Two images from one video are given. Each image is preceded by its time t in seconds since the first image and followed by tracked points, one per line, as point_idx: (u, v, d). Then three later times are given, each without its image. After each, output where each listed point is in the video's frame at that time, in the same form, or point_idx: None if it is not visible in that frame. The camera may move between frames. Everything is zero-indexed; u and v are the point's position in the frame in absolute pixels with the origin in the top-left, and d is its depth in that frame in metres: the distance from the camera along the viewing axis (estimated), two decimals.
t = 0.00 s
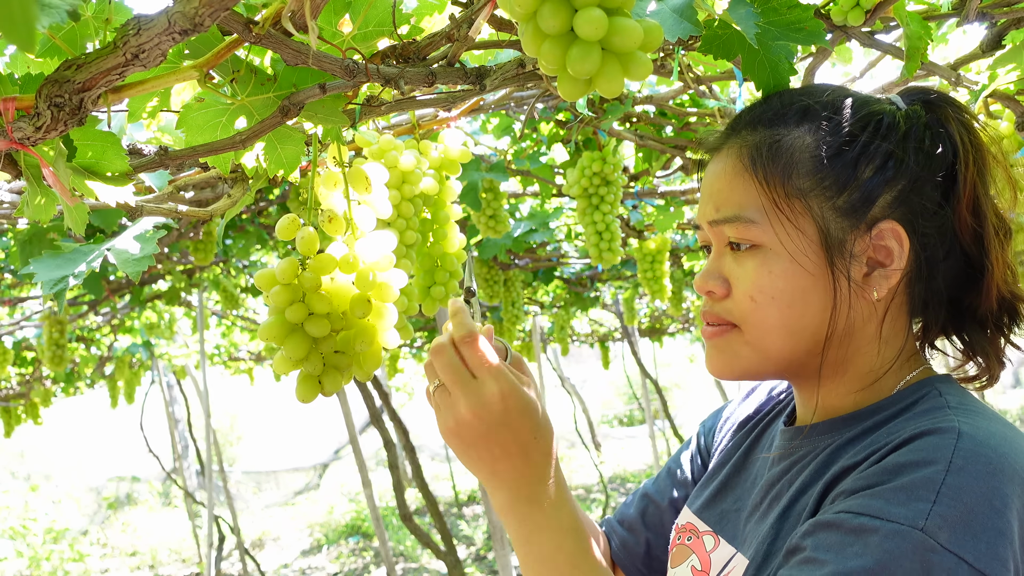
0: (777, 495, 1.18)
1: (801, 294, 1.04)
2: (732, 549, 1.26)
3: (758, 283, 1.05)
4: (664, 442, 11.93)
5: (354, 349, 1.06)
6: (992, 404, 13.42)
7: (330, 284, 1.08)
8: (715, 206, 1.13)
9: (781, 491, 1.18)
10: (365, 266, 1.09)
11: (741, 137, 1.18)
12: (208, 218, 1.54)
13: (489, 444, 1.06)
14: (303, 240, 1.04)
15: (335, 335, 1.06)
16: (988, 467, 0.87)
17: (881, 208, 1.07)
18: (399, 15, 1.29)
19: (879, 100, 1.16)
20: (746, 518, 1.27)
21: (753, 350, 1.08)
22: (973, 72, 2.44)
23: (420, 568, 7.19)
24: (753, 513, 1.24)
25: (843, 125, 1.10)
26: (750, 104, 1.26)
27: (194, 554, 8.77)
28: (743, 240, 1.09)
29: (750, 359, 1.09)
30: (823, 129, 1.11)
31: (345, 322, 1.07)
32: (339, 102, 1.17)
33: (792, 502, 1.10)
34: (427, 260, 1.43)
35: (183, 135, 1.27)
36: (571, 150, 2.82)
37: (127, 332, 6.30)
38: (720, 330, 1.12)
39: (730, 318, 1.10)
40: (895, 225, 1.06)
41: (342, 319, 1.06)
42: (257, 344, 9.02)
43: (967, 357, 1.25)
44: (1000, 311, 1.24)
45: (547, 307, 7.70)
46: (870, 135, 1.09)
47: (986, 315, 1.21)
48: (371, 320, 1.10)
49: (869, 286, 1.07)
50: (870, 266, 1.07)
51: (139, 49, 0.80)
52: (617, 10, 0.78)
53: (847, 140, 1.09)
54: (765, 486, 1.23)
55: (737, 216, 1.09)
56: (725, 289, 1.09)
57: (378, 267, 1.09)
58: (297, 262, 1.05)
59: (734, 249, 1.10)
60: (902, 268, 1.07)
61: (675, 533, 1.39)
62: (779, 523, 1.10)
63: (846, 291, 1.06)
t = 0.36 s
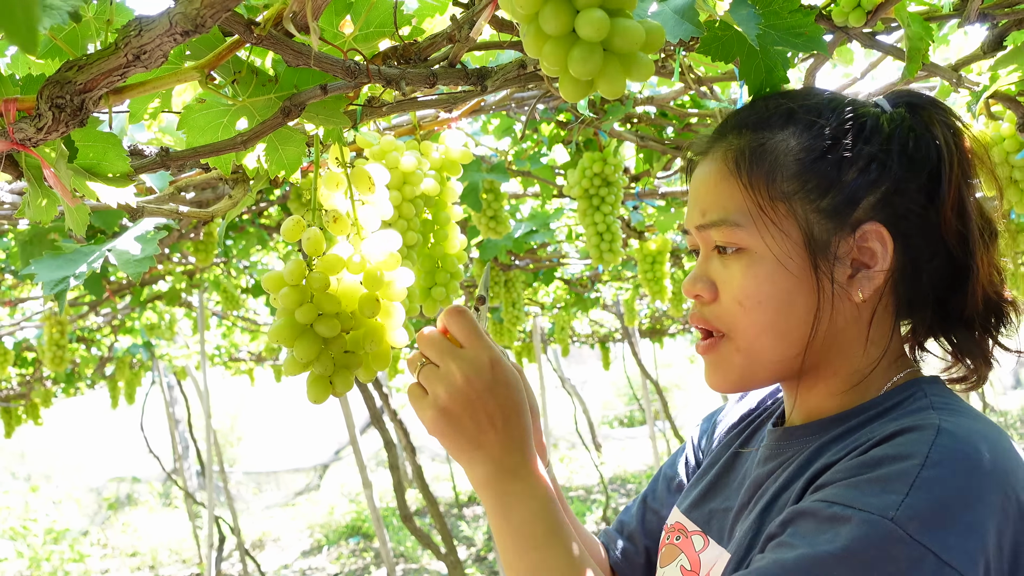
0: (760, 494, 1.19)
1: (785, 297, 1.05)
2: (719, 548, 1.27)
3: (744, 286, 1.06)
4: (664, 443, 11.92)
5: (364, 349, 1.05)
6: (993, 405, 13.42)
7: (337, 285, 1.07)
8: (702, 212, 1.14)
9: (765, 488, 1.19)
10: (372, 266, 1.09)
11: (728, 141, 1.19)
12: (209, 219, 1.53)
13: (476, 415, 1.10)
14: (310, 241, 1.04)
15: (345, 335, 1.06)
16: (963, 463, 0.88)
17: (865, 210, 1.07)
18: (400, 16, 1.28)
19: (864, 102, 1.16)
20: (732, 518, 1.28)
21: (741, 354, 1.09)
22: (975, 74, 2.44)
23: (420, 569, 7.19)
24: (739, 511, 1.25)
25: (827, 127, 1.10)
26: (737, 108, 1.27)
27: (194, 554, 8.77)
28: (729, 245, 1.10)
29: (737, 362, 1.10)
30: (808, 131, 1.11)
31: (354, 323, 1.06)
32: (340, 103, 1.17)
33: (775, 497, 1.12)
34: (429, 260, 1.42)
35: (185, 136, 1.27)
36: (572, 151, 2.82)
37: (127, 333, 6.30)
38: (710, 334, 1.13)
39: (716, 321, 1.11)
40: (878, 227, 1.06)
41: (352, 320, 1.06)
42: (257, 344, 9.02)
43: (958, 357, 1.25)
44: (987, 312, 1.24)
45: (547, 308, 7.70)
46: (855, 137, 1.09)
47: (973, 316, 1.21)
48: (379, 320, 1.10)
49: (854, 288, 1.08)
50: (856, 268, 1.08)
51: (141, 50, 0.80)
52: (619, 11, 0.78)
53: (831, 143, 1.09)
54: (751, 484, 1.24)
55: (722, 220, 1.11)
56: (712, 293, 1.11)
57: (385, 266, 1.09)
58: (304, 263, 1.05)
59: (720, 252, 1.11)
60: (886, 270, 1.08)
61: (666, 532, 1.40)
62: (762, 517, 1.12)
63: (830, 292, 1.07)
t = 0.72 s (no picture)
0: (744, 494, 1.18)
1: (759, 298, 1.05)
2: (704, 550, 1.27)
3: (718, 288, 1.06)
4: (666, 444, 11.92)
5: (359, 349, 1.06)
6: (996, 405, 13.41)
7: (334, 285, 1.07)
8: (676, 216, 1.14)
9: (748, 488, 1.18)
10: (370, 267, 1.08)
11: (701, 146, 1.19)
12: (210, 219, 1.53)
13: (454, 436, 1.14)
14: (308, 241, 1.03)
15: (340, 336, 1.06)
16: (940, 459, 0.86)
17: (836, 210, 1.07)
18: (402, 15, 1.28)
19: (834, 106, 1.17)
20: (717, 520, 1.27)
21: (718, 355, 1.09)
22: (976, 73, 2.44)
23: (422, 570, 7.20)
24: (724, 514, 1.24)
25: (797, 130, 1.11)
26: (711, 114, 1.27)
27: (196, 556, 8.78)
28: (703, 248, 1.10)
29: (715, 364, 1.09)
30: (776, 133, 1.12)
31: (350, 323, 1.06)
32: (342, 103, 1.16)
33: (757, 499, 1.10)
34: (430, 260, 1.42)
35: (186, 135, 1.27)
36: (573, 151, 2.82)
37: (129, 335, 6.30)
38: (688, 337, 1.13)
39: (693, 323, 1.11)
40: (850, 228, 1.06)
41: (349, 320, 1.06)
42: (259, 346, 9.03)
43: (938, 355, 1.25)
44: (963, 311, 1.24)
45: (549, 308, 7.69)
46: (823, 139, 1.09)
47: (947, 315, 1.21)
48: (376, 321, 1.10)
49: (827, 288, 1.08)
50: (828, 268, 1.08)
51: (142, 49, 0.79)
52: (621, 10, 0.77)
53: (802, 145, 1.09)
54: (736, 488, 1.23)
55: (695, 223, 1.10)
56: (688, 296, 1.10)
57: (382, 267, 1.09)
58: (301, 263, 1.04)
59: (696, 256, 1.11)
60: (858, 269, 1.08)
61: (653, 536, 1.40)
62: (745, 518, 1.10)
63: (803, 293, 1.07)
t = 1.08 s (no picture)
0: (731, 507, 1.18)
1: (699, 326, 1.05)
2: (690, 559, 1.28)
3: (662, 323, 1.06)
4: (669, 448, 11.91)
5: (365, 352, 1.05)
6: (999, 408, 13.38)
7: (340, 287, 1.07)
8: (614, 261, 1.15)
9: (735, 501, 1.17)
10: (374, 269, 1.09)
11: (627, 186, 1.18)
12: (213, 222, 1.54)
13: (452, 489, 1.08)
14: (313, 243, 1.03)
15: (348, 338, 1.05)
16: (916, 449, 0.86)
17: (759, 229, 1.04)
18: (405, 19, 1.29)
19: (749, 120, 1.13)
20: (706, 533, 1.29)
21: (673, 388, 1.08)
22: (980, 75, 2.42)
23: (424, 573, 7.19)
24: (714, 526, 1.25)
25: (709, 158, 1.09)
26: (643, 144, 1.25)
27: (198, 558, 8.77)
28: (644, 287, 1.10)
29: (669, 394, 1.09)
30: (692, 160, 1.11)
31: (356, 325, 1.06)
32: (345, 105, 1.17)
33: (744, 508, 1.08)
34: (433, 263, 1.42)
35: (189, 139, 1.27)
36: (576, 154, 2.81)
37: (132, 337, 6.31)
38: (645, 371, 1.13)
39: (645, 359, 1.11)
40: (774, 243, 1.03)
41: (355, 322, 1.06)
42: (261, 348, 9.03)
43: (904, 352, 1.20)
44: (916, 300, 1.18)
45: (551, 311, 7.68)
46: (737, 159, 1.07)
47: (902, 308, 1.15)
48: (382, 323, 1.10)
49: (764, 305, 1.06)
50: (762, 286, 1.05)
51: (146, 52, 0.79)
52: (624, 13, 0.77)
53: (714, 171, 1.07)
54: (723, 505, 1.22)
55: (627, 265, 1.11)
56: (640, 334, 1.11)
57: (388, 269, 1.10)
58: (307, 266, 1.04)
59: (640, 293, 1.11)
60: (792, 282, 1.05)
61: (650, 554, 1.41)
62: (734, 529, 1.09)
63: (738, 316, 1.06)
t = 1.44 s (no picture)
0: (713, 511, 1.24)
1: (633, 355, 1.23)
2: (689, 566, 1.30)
3: (610, 356, 1.26)
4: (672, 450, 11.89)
5: (369, 354, 1.05)
6: (1003, 411, 13.33)
7: (345, 289, 1.07)
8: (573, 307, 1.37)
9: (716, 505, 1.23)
10: (379, 271, 1.09)
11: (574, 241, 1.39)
12: (218, 224, 1.54)
13: (440, 537, 1.17)
14: (318, 246, 1.03)
15: (351, 340, 1.05)
16: (835, 426, 0.98)
17: (662, 261, 1.19)
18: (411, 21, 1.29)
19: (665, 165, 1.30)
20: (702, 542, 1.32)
21: (632, 410, 1.28)
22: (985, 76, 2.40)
23: None
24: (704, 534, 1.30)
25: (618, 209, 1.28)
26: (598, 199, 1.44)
27: (201, 561, 8.79)
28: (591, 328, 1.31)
29: (632, 418, 1.29)
30: (606, 210, 1.31)
31: (360, 328, 1.06)
32: (351, 108, 1.17)
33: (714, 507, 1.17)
34: (438, 265, 1.43)
35: (196, 141, 1.27)
36: (579, 156, 2.81)
37: (135, 340, 6.30)
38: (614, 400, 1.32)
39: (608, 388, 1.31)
40: (675, 270, 1.17)
41: (359, 325, 1.05)
42: (264, 351, 9.03)
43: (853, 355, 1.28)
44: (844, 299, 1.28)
45: (554, 314, 7.67)
46: (635, 205, 1.26)
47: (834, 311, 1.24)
48: (386, 325, 1.10)
49: (683, 326, 1.19)
50: (679, 309, 1.19)
51: (153, 54, 0.79)
52: (631, 14, 0.77)
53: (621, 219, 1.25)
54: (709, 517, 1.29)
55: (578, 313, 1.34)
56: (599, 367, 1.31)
57: (392, 271, 1.10)
58: (311, 268, 1.04)
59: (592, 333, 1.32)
60: (702, 302, 1.17)
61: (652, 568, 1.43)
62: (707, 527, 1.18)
63: (660, 341, 1.20)
